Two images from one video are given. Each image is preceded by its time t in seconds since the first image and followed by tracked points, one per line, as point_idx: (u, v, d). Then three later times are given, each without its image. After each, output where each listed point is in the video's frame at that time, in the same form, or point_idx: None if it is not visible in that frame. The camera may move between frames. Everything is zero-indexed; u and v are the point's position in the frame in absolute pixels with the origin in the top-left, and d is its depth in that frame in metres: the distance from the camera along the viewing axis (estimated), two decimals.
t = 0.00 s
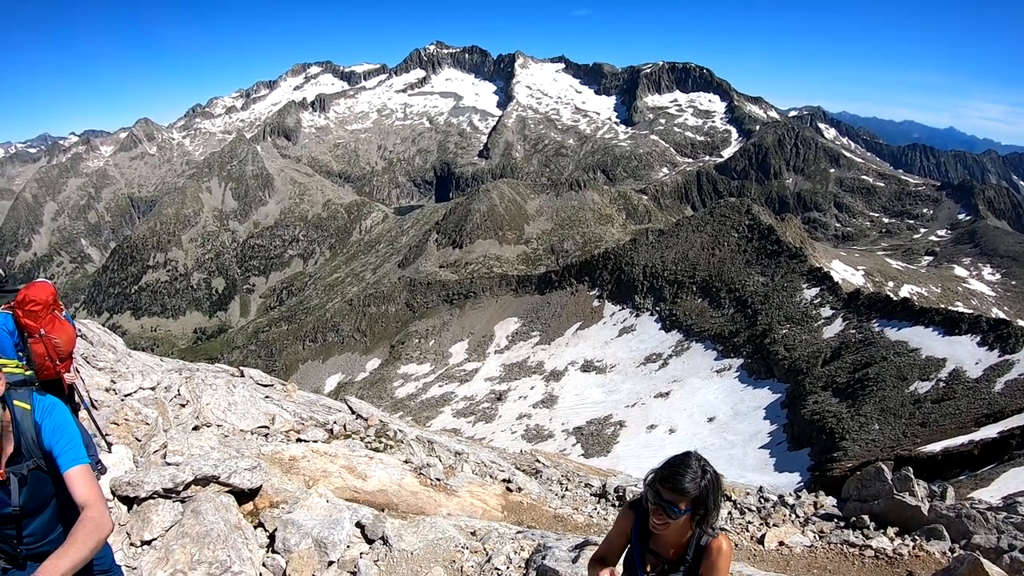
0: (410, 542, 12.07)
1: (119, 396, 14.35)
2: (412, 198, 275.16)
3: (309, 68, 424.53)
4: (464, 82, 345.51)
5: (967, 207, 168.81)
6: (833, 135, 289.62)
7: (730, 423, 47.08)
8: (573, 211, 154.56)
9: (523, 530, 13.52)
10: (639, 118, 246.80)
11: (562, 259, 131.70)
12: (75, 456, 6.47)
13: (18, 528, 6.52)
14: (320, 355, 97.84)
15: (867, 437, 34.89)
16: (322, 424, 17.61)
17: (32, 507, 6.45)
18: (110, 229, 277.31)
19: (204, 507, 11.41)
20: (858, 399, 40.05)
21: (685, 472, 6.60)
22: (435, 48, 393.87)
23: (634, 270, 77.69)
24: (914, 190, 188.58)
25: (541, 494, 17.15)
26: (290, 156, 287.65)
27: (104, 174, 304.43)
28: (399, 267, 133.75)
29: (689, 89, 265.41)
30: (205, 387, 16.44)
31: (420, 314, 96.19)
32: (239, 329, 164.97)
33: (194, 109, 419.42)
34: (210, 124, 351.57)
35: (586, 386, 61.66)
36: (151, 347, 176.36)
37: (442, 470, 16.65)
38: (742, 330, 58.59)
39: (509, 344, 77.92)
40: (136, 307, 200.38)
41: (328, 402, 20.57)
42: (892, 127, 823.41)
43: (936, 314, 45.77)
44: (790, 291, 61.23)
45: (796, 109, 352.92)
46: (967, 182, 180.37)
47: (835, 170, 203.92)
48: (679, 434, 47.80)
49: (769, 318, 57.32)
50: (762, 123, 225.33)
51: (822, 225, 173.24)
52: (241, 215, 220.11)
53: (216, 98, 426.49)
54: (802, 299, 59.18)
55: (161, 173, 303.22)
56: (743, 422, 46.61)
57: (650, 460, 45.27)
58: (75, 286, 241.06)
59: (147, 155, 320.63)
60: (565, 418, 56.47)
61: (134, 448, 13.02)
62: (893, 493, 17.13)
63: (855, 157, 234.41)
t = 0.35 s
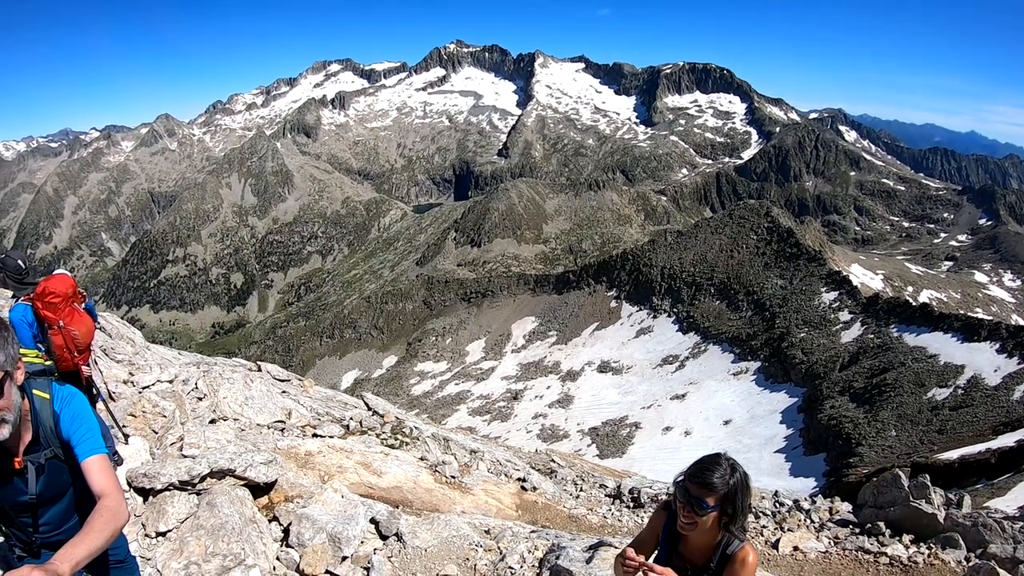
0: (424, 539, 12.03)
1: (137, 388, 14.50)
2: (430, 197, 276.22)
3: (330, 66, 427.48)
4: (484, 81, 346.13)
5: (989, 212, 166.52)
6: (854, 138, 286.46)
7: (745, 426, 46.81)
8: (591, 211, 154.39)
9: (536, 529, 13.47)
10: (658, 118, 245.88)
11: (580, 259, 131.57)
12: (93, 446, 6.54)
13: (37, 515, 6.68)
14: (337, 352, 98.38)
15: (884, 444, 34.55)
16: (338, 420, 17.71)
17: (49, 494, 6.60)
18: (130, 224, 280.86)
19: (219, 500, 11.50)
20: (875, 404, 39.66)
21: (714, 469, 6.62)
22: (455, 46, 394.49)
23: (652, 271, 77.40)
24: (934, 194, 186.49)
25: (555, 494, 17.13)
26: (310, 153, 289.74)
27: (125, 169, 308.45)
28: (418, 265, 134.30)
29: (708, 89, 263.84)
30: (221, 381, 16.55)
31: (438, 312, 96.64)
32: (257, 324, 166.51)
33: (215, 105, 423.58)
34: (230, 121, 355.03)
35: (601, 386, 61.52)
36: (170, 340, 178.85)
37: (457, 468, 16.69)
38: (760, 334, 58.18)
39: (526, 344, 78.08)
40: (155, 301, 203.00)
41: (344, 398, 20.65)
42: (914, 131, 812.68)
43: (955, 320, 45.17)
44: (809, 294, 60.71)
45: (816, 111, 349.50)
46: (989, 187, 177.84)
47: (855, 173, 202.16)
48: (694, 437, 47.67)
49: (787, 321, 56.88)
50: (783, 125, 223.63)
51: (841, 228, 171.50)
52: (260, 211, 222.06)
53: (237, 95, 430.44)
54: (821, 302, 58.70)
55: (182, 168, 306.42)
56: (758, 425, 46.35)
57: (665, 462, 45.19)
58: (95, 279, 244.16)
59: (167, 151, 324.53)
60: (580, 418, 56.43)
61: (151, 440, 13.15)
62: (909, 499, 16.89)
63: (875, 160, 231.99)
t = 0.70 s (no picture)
0: (436, 538, 12.05)
1: (153, 381, 14.67)
2: (446, 196, 277.08)
3: (348, 64, 429.93)
4: (501, 81, 346.51)
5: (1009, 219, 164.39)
6: (872, 141, 283.56)
7: (758, 431, 46.58)
8: (608, 213, 154.15)
9: (548, 530, 13.46)
10: (675, 120, 245.18)
11: (595, 260, 131.46)
12: (112, 438, 6.56)
13: (55, 506, 6.75)
14: (351, 349, 98.83)
15: (897, 451, 34.25)
16: (352, 418, 17.79)
17: (67, 487, 6.68)
18: (147, 219, 283.52)
19: (233, 495, 11.59)
20: (890, 411, 39.33)
21: (773, 487, 6.61)
22: (472, 46, 394.84)
23: (667, 273, 77.27)
24: (953, 200, 184.58)
25: (568, 495, 17.08)
26: (326, 151, 291.24)
27: (143, 164, 311.36)
28: (433, 264, 134.56)
29: (726, 92, 262.53)
30: (237, 376, 16.64)
31: (452, 311, 97.11)
32: (272, 320, 167.55)
33: (233, 102, 427.00)
34: (248, 118, 357.68)
35: (614, 388, 61.38)
36: (185, 335, 180.75)
37: (469, 467, 16.71)
38: (775, 338, 57.84)
39: (540, 344, 78.17)
40: (170, 296, 204.93)
41: (357, 395, 20.75)
42: (932, 136, 804.48)
43: (972, 327, 44.66)
44: (825, 299, 60.29)
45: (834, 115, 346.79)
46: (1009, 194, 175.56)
47: (873, 177, 200.58)
48: (706, 441, 47.46)
49: (802, 326, 56.55)
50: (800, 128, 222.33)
51: (858, 233, 170.08)
52: (277, 208, 223.67)
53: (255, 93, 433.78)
54: (836, 307, 58.32)
55: (199, 164, 308.98)
56: (771, 431, 46.09)
57: (677, 465, 45.10)
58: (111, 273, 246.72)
59: (185, 147, 327.56)
60: (593, 420, 56.34)
61: (166, 433, 13.26)
62: (922, 507, 16.68)
63: (893, 165, 229.95)
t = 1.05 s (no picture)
0: (446, 536, 12.11)
1: (164, 376, 14.75)
2: (459, 195, 277.69)
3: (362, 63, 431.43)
4: (514, 81, 346.38)
5: None
6: (886, 145, 281.78)
7: (768, 435, 46.42)
8: (620, 214, 153.94)
9: (557, 531, 13.42)
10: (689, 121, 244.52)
11: (608, 261, 131.42)
12: (126, 430, 6.59)
13: (68, 498, 6.82)
14: (362, 347, 99.29)
15: (908, 457, 34.03)
16: (362, 415, 17.81)
17: (80, 478, 6.75)
18: (161, 215, 285.72)
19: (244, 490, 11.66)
20: (901, 416, 39.08)
21: (821, 500, 6.95)
22: (487, 46, 395.41)
23: (679, 275, 77.10)
24: (967, 205, 183.26)
25: (577, 496, 17.06)
26: (340, 149, 292.30)
27: (157, 160, 313.70)
28: (445, 263, 134.77)
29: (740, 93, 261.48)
30: (248, 372, 16.67)
31: (464, 310, 97.43)
32: (283, 317, 168.30)
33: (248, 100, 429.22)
34: (262, 116, 359.41)
35: (625, 390, 61.23)
36: (197, 331, 182.13)
37: (479, 466, 16.72)
38: (786, 341, 57.54)
39: (551, 345, 78.21)
40: (183, 292, 206.50)
41: (368, 393, 20.82)
42: (946, 140, 797.06)
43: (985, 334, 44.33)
44: (837, 303, 60.01)
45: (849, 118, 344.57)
46: None
47: (886, 181, 199.37)
48: (716, 444, 47.30)
49: (814, 330, 56.28)
50: (814, 131, 221.35)
51: (871, 237, 169.01)
52: (290, 205, 224.92)
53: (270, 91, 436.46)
54: (849, 312, 58.05)
55: (212, 161, 310.92)
56: (782, 434, 45.92)
57: (687, 468, 45.05)
58: (124, 269, 248.65)
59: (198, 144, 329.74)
60: (603, 421, 56.23)
61: (177, 428, 13.34)
62: (931, 513, 16.53)
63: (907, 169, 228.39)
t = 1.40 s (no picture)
0: (455, 532, 12.10)
1: (176, 370, 14.84)
2: (470, 193, 278.47)
3: (374, 60, 432.49)
4: (527, 79, 346.05)
5: None
6: (900, 146, 279.68)
7: (778, 436, 46.24)
8: (632, 213, 153.62)
9: (565, 529, 13.40)
10: (701, 121, 243.82)
11: (619, 261, 131.28)
12: (140, 422, 6.58)
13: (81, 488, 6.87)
14: (373, 343, 99.77)
15: (918, 460, 33.78)
16: (373, 411, 17.87)
17: (91, 471, 6.79)
18: (173, 211, 287.76)
19: (254, 484, 11.73)
20: (912, 420, 38.79)
21: (837, 498, 7.08)
22: (500, 44, 395.14)
23: (691, 275, 76.89)
24: (981, 207, 181.84)
25: (586, 495, 17.03)
26: (352, 147, 293.37)
27: (170, 156, 315.66)
28: (457, 261, 135.05)
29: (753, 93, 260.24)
30: (260, 368, 16.77)
31: (475, 308, 97.91)
32: (295, 313, 169.18)
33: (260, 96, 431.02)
34: (275, 113, 361.56)
35: (635, 389, 61.15)
36: (208, 326, 183.68)
37: (489, 463, 16.76)
38: (797, 343, 57.26)
39: (561, 343, 78.22)
40: (195, 287, 208.10)
41: (378, 389, 20.90)
42: (961, 142, 789.36)
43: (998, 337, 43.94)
44: (848, 304, 59.71)
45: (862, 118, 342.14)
46: None
47: (899, 182, 197.95)
48: (725, 445, 47.21)
49: (825, 332, 55.98)
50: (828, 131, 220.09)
51: (883, 239, 168.07)
52: (302, 203, 225.90)
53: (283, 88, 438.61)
54: (860, 313, 57.70)
55: (225, 158, 312.75)
56: (792, 436, 45.75)
57: (696, 468, 45.06)
58: (137, 264, 250.68)
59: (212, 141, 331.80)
60: (612, 420, 56.22)
61: (188, 423, 13.48)
62: (941, 517, 16.46)
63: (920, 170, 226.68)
